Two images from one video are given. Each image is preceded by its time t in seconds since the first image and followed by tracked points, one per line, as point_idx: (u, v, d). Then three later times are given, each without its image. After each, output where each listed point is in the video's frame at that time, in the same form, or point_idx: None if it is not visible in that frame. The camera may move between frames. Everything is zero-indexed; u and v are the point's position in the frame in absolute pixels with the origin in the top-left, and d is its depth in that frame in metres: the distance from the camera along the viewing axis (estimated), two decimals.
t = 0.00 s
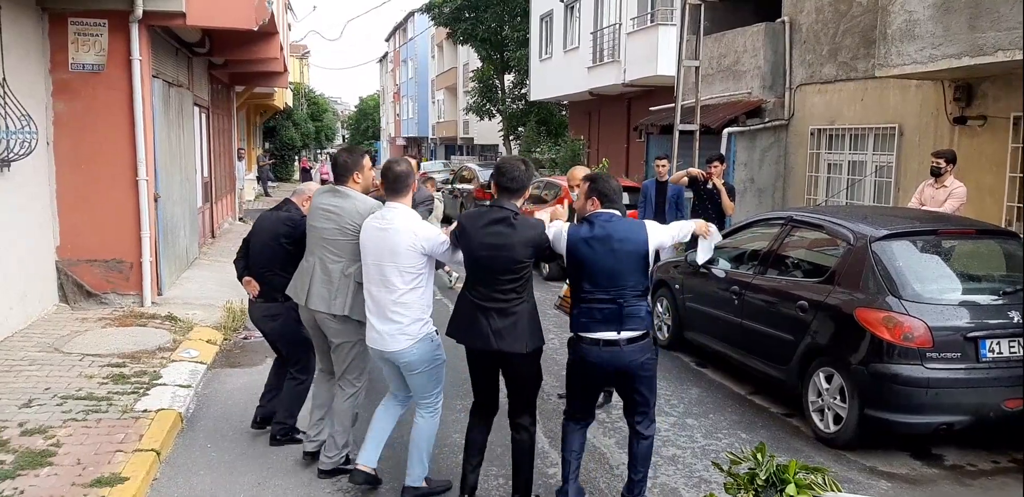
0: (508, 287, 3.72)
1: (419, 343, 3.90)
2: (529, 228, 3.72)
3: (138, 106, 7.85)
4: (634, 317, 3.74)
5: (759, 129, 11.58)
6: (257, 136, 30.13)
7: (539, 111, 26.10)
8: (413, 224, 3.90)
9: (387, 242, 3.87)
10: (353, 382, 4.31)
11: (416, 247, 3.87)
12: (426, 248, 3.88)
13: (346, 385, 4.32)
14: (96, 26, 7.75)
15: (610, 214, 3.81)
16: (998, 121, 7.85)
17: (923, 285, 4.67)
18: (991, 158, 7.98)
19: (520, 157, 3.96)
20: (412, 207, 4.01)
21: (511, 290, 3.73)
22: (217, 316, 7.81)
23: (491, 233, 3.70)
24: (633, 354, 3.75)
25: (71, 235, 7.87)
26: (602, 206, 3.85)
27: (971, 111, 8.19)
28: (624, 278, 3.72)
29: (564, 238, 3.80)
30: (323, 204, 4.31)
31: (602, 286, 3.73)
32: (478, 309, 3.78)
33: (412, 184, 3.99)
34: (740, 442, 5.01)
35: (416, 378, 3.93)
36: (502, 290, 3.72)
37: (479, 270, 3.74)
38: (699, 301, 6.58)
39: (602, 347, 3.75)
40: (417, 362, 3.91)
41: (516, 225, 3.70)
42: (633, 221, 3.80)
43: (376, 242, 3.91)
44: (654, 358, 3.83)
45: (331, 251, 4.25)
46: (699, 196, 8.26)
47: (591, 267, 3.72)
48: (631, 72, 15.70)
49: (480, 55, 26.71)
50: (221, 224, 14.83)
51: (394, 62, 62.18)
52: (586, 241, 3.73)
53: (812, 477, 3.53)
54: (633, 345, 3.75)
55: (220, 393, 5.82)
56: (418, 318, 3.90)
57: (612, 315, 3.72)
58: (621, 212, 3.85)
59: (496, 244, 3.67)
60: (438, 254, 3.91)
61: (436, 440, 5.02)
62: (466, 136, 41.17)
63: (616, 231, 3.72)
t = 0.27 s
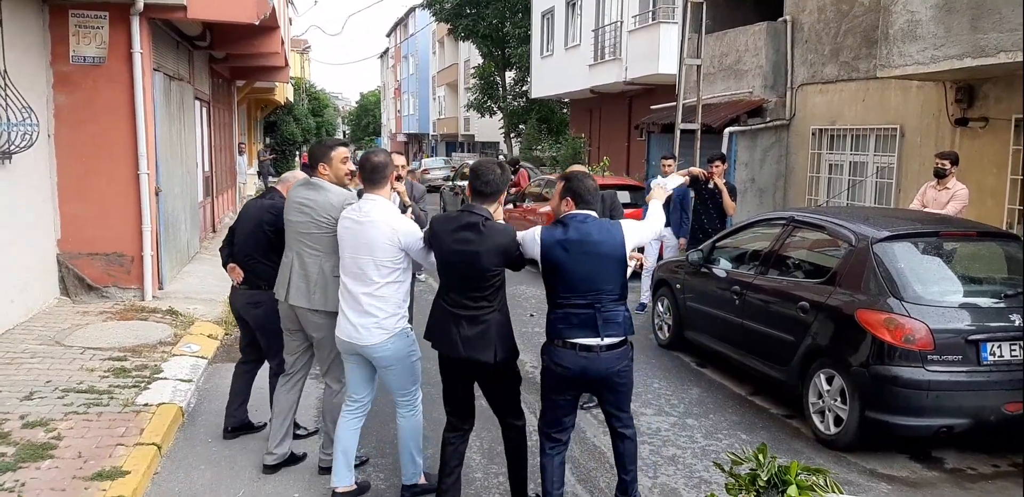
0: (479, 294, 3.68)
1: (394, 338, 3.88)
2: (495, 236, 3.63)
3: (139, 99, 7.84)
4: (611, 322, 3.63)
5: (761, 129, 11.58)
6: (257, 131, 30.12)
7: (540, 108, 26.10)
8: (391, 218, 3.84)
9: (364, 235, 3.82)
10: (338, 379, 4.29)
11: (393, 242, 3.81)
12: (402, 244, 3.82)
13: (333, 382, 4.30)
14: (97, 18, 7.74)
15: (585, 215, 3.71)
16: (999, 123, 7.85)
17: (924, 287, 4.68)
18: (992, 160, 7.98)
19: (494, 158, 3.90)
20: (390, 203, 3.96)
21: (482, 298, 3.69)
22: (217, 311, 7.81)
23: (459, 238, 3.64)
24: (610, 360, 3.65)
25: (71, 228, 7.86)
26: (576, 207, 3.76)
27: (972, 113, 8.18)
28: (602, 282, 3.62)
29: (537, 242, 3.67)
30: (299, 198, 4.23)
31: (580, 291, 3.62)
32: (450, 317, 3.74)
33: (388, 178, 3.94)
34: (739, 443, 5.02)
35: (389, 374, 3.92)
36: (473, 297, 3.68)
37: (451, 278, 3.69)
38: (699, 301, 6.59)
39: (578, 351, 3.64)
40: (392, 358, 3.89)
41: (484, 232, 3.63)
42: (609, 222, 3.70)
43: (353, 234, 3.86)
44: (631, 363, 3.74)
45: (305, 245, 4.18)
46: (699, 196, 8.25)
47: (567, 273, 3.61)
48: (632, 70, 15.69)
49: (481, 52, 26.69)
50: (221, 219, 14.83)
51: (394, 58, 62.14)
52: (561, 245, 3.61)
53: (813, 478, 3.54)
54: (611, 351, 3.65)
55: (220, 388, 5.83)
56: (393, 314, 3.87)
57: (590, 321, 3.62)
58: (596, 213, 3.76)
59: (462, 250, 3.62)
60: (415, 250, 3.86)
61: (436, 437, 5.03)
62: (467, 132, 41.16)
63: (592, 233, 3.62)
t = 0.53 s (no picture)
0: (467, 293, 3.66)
1: (381, 348, 3.83)
2: (478, 234, 3.61)
3: (142, 105, 7.87)
4: (600, 320, 3.64)
5: (762, 136, 11.61)
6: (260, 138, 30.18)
7: (542, 115, 26.17)
8: (377, 224, 3.84)
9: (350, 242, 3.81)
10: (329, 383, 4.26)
11: (379, 248, 3.80)
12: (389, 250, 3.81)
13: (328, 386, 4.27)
14: (101, 25, 7.77)
15: (567, 214, 3.68)
16: (1001, 130, 7.86)
17: (926, 293, 4.69)
18: (994, 168, 7.99)
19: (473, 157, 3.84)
20: (375, 207, 3.98)
21: (469, 297, 3.67)
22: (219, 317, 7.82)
23: (439, 239, 3.62)
24: (604, 358, 3.66)
25: (74, 234, 7.87)
26: (556, 207, 3.74)
27: (974, 120, 8.19)
28: (588, 280, 3.62)
29: (521, 241, 3.64)
30: (280, 206, 4.26)
31: (566, 290, 3.61)
32: (438, 318, 3.72)
33: (368, 182, 3.95)
34: (741, 449, 5.01)
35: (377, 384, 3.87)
36: (460, 298, 3.66)
37: (435, 279, 3.68)
38: (701, 307, 6.59)
39: (571, 352, 3.63)
40: (380, 367, 3.84)
41: (465, 231, 3.61)
42: (592, 219, 3.70)
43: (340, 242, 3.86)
44: (624, 361, 3.75)
45: (286, 253, 4.20)
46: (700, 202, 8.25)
47: (553, 272, 3.60)
48: (634, 77, 15.73)
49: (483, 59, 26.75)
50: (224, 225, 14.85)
51: (397, 65, 62.29)
52: (545, 244, 3.59)
53: (817, 485, 3.52)
54: (604, 349, 3.66)
55: (221, 394, 5.82)
56: (379, 325, 3.83)
57: (580, 318, 3.61)
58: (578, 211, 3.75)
59: (446, 251, 3.59)
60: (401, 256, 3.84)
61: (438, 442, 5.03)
62: (469, 139, 41.22)
63: (575, 231, 3.61)
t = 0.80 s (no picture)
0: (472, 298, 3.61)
1: (383, 344, 3.79)
2: (485, 238, 3.55)
3: (146, 99, 7.84)
4: (605, 326, 3.57)
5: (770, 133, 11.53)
6: (265, 132, 30.15)
7: (548, 110, 26.09)
8: (382, 217, 3.80)
9: (355, 233, 3.80)
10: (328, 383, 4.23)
11: (383, 240, 3.76)
12: (393, 243, 3.77)
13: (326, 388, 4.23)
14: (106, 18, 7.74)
15: (571, 219, 3.62)
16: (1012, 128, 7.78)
17: (936, 292, 4.63)
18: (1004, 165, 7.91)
19: (478, 157, 3.78)
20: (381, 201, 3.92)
21: (474, 301, 3.61)
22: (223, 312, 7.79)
23: (447, 243, 3.58)
24: (610, 367, 3.60)
25: (78, 228, 7.86)
26: (562, 209, 3.69)
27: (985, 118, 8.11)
28: (593, 285, 3.56)
29: (524, 246, 3.59)
30: (287, 200, 4.21)
31: (571, 296, 3.56)
32: (443, 323, 3.67)
33: (371, 176, 3.90)
34: (747, 449, 4.97)
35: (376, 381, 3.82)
36: (466, 303, 3.61)
37: (441, 282, 3.63)
38: (708, 305, 6.54)
39: (575, 359, 3.57)
40: (383, 364, 3.80)
41: (471, 236, 3.56)
42: (597, 223, 3.64)
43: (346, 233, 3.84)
44: (630, 367, 3.69)
45: (292, 249, 4.16)
46: (709, 199, 8.19)
47: (557, 277, 3.55)
48: (641, 73, 15.65)
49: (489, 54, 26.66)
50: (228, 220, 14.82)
51: (402, 60, 62.17)
52: (550, 249, 3.54)
53: (824, 484, 3.47)
54: (610, 357, 3.60)
55: (225, 389, 5.80)
56: (383, 318, 3.79)
57: (584, 325, 3.56)
58: (584, 214, 3.69)
59: (452, 256, 3.55)
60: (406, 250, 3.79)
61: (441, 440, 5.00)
62: (474, 135, 41.16)
63: (580, 234, 3.55)
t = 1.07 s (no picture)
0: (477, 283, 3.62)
1: (393, 344, 3.81)
2: (493, 224, 3.59)
3: (140, 95, 7.80)
4: (614, 319, 3.57)
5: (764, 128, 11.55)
6: (259, 127, 30.05)
7: (543, 106, 26.07)
8: (392, 218, 3.80)
9: (364, 236, 3.79)
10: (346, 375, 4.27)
11: (393, 242, 3.76)
12: (403, 244, 3.77)
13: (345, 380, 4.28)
14: (100, 13, 7.71)
15: (582, 213, 3.64)
16: (1005, 125, 7.80)
17: (930, 288, 4.65)
18: (998, 162, 7.94)
19: (490, 147, 3.85)
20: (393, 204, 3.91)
21: (480, 287, 3.62)
22: (218, 308, 7.77)
23: (457, 227, 3.60)
24: (618, 358, 3.59)
25: (73, 223, 7.83)
26: (572, 204, 3.69)
27: (979, 114, 8.13)
28: (602, 279, 3.56)
29: (535, 239, 3.62)
30: (302, 197, 4.22)
31: (579, 288, 3.56)
32: (447, 310, 3.68)
33: (384, 177, 3.86)
34: (742, 444, 4.99)
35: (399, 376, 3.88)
36: (470, 289, 3.63)
37: (447, 270, 3.65)
38: (703, 301, 6.56)
39: (583, 350, 3.58)
40: (394, 362, 3.83)
41: (482, 220, 3.59)
42: (607, 218, 3.65)
43: (354, 235, 3.83)
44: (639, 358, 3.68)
45: (305, 247, 4.15)
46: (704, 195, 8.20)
47: (566, 271, 3.56)
48: (636, 69, 15.65)
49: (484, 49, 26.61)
50: (222, 215, 14.78)
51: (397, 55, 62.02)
52: (560, 243, 3.56)
53: (819, 479, 3.50)
54: (618, 349, 3.60)
55: (220, 385, 5.79)
56: (393, 319, 3.80)
57: (592, 317, 3.55)
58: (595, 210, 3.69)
59: (461, 240, 3.57)
60: (416, 250, 3.80)
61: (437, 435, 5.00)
62: (469, 130, 41.11)
63: (590, 229, 3.57)
